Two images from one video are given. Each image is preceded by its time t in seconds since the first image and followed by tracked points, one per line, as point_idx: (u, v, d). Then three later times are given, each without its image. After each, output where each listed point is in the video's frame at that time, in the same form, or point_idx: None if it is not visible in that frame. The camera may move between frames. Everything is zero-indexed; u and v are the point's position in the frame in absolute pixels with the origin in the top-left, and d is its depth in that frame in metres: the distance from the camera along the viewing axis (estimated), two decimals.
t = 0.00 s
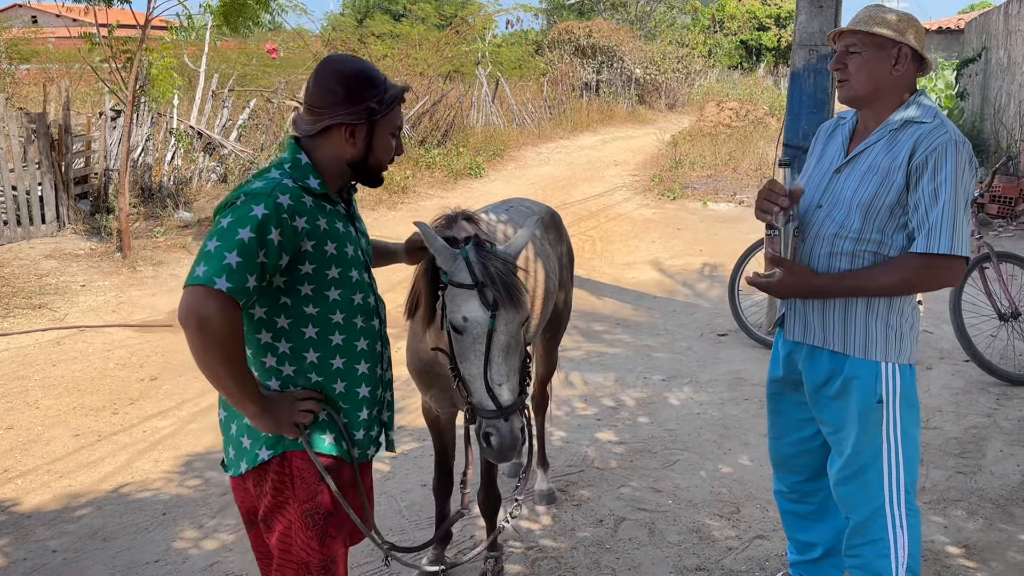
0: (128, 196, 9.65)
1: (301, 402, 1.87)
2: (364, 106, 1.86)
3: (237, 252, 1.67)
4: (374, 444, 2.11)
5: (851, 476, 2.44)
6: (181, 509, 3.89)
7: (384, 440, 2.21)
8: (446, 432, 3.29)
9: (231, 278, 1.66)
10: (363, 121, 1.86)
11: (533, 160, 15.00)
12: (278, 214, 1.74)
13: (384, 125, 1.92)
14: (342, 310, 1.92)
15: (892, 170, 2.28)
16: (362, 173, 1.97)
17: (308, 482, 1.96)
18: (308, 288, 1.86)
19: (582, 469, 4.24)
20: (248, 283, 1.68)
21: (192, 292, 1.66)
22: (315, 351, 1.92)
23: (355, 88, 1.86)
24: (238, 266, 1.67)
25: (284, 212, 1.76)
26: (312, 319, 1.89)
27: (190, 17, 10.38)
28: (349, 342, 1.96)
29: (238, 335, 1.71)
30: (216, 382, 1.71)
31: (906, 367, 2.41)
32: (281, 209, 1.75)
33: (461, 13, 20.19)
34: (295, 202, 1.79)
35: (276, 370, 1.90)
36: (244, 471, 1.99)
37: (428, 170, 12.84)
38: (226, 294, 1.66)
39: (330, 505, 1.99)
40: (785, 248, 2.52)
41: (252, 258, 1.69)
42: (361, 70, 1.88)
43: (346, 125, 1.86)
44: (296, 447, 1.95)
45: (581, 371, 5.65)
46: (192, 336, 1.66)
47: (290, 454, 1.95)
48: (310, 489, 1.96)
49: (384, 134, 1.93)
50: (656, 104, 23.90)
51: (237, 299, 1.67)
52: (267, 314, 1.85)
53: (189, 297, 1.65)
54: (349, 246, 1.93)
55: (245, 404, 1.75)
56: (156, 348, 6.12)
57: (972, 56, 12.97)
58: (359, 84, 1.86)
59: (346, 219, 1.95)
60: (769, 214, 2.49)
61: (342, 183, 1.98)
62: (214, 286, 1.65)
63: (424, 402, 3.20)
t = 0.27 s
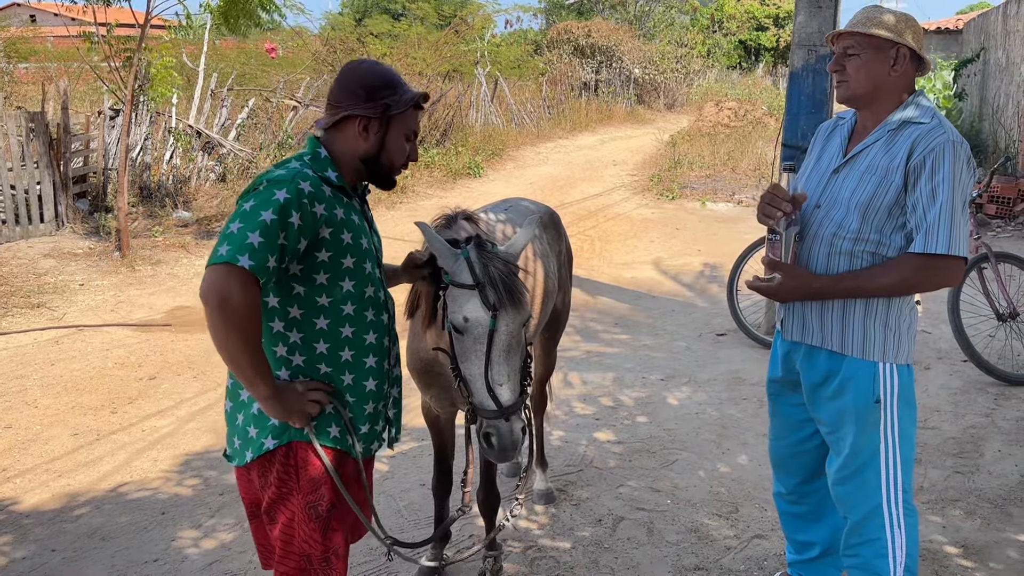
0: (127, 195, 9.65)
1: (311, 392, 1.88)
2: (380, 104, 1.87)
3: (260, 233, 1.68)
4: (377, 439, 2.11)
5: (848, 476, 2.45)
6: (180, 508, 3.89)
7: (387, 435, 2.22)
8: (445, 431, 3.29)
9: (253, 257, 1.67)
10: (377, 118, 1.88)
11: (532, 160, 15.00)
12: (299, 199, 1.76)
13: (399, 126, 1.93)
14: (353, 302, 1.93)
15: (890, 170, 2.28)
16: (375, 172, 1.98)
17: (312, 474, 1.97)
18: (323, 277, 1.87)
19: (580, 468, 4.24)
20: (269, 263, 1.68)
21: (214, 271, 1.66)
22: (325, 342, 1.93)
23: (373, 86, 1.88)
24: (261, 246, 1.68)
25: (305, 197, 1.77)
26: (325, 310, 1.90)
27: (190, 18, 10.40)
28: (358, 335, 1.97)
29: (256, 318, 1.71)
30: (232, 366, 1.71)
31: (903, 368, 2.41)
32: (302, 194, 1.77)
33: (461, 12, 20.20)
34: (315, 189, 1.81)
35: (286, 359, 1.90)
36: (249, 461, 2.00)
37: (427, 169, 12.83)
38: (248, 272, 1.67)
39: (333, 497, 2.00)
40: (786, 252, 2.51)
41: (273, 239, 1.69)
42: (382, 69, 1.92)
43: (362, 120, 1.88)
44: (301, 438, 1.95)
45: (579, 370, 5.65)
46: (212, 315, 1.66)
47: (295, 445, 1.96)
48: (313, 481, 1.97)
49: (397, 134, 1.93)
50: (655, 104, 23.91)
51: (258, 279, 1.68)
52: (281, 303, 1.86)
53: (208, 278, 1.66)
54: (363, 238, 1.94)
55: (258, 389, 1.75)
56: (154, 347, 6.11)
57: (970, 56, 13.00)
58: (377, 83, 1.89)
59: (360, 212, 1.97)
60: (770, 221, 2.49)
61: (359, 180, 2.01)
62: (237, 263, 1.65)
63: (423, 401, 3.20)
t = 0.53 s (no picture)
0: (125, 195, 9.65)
1: (312, 383, 1.88)
2: (385, 97, 1.87)
3: (260, 221, 1.69)
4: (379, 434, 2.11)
5: (848, 476, 2.45)
6: (178, 507, 3.89)
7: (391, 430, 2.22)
8: (445, 430, 3.29)
9: (252, 244, 1.67)
10: (383, 111, 1.88)
11: (530, 160, 15.00)
12: (300, 190, 1.76)
13: (404, 122, 1.92)
14: (355, 296, 1.93)
15: (890, 169, 2.29)
16: (383, 169, 1.98)
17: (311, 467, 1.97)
18: (326, 270, 1.88)
19: (579, 468, 4.24)
20: (266, 252, 1.69)
21: (214, 261, 1.66)
22: (328, 335, 1.93)
23: (381, 79, 1.88)
24: (260, 235, 1.68)
25: (306, 188, 1.78)
26: (327, 303, 1.90)
27: (189, 18, 10.42)
28: (361, 330, 1.97)
29: (255, 309, 1.71)
30: (233, 356, 1.71)
31: (903, 368, 2.41)
32: (303, 185, 1.77)
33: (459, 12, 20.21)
34: (317, 181, 1.81)
35: (289, 351, 1.91)
36: (250, 450, 2.01)
37: (425, 169, 12.83)
38: (245, 258, 1.67)
39: (331, 491, 2.00)
40: (786, 253, 2.52)
41: (273, 229, 1.70)
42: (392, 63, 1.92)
43: (368, 112, 1.89)
44: (302, 429, 1.95)
45: (578, 370, 5.65)
46: (212, 303, 1.66)
47: (295, 436, 1.96)
48: (313, 474, 1.97)
49: (403, 130, 1.93)
50: (653, 104, 23.91)
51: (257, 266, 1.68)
52: (284, 295, 1.86)
53: (209, 268, 1.67)
54: (367, 232, 1.94)
55: (259, 376, 1.75)
56: (153, 347, 6.11)
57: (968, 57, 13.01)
58: (383, 76, 1.89)
59: (364, 206, 1.97)
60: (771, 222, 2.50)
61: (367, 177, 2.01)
62: (235, 250, 1.66)
63: (423, 401, 3.20)
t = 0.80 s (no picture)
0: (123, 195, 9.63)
1: (316, 384, 1.88)
2: (361, 91, 1.87)
3: (240, 234, 1.68)
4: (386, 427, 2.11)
5: (847, 479, 2.45)
6: (176, 507, 3.88)
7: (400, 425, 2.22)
8: (444, 430, 3.29)
9: (232, 257, 1.67)
10: (360, 105, 1.88)
11: (528, 160, 15.00)
12: (280, 198, 1.75)
13: (383, 114, 1.92)
14: (353, 295, 1.93)
15: (896, 171, 2.29)
16: (366, 165, 1.98)
17: (318, 466, 1.97)
18: (320, 273, 1.88)
19: (577, 468, 4.24)
20: (250, 263, 1.69)
21: (198, 276, 1.66)
22: (328, 337, 1.93)
23: (359, 74, 1.89)
24: (241, 247, 1.67)
25: (287, 196, 1.77)
26: (325, 305, 1.90)
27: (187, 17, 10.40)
28: (362, 328, 1.96)
29: (244, 318, 1.71)
30: (229, 366, 1.72)
31: (910, 373, 2.41)
32: (283, 193, 1.76)
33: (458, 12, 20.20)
34: (299, 188, 1.80)
35: (292, 353, 1.91)
36: (258, 450, 2.01)
37: (423, 170, 12.83)
38: (226, 273, 1.67)
39: (338, 489, 2.00)
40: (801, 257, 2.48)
41: (254, 240, 1.69)
42: (372, 57, 1.92)
43: (345, 108, 1.89)
44: (308, 429, 1.95)
45: (576, 370, 5.65)
46: (198, 317, 1.67)
47: (302, 436, 1.96)
48: (320, 473, 1.97)
49: (383, 123, 1.93)
50: (652, 104, 23.90)
51: (240, 280, 1.68)
52: (281, 301, 1.87)
53: (194, 283, 1.67)
54: (358, 231, 1.93)
55: (258, 383, 1.77)
56: (151, 346, 6.10)
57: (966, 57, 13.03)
58: (361, 69, 1.89)
59: (355, 206, 1.96)
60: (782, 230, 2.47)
61: (353, 174, 2.02)
62: (215, 265, 1.66)
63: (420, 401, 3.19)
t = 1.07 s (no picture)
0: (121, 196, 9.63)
1: (313, 394, 1.88)
2: (314, 97, 1.83)
3: (209, 259, 1.68)
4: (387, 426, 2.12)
5: (861, 489, 2.37)
6: (173, 508, 3.88)
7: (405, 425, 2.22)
8: (441, 431, 3.28)
9: (203, 284, 1.68)
10: (315, 111, 1.85)
11: (526, 160, 15.00)
12: (247, 217, 1.74)
13: (342, 116, 1.88)
14: (339, 303, 1.92)
15: (905, 179, 2.26)
16: (333, 170, 1.94)
17: (319, 473, 1.97)
18: (302, 285, 1.87)
19: (574, 468, 4.24)
20: (222, 288, 1.69)
21: (173, 305, 1.69)
22: (321, 347, 1.92)
23: (312, 78, 1.85)
24: (210, 272, 1.68)
25: (254, 214, 1.75)
26: (312, 315, 1.90)
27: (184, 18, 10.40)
28: (353, 334, 1.96)
29: (224, 341, 1.72)
30: (218, 389, 1.74)
31: (920, 381, 2.34)
32: (250, 212, 1.75)
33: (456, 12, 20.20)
34: (266, 204, 1.79)
35: (289, 364, 1.92)
36: (257, 460, 2.01)
37: (421, 170, 12.83)
38: (199, 302, 1.68)
39: (340, 496, 2.00)
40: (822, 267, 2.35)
41: (224, 264, 1.69)
42: (326, 59, 1.87)
43: (299, 116, 1.87)
44: (308, 437, 1.96)
45: (574, 370, 5.65)
46: (179, 346, 1.69)
47: (301, 446, 1.96)
48: (321, 481, 1.97)
49: (345, 126, 1.89)
50: (650, 105, 23.90)
51: (214, 306, 1.69)
52: (268, 317, 1.88)
53: (171, 312, 1.69)
54: (336, 237, 1.92)
55: (251, 402, 1.79)
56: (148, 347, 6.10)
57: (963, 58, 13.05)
58: (315, 73, 1.85)
59: (332, 213, 1.94)
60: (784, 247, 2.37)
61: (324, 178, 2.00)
62: (187, 293, 1.67)
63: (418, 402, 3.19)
